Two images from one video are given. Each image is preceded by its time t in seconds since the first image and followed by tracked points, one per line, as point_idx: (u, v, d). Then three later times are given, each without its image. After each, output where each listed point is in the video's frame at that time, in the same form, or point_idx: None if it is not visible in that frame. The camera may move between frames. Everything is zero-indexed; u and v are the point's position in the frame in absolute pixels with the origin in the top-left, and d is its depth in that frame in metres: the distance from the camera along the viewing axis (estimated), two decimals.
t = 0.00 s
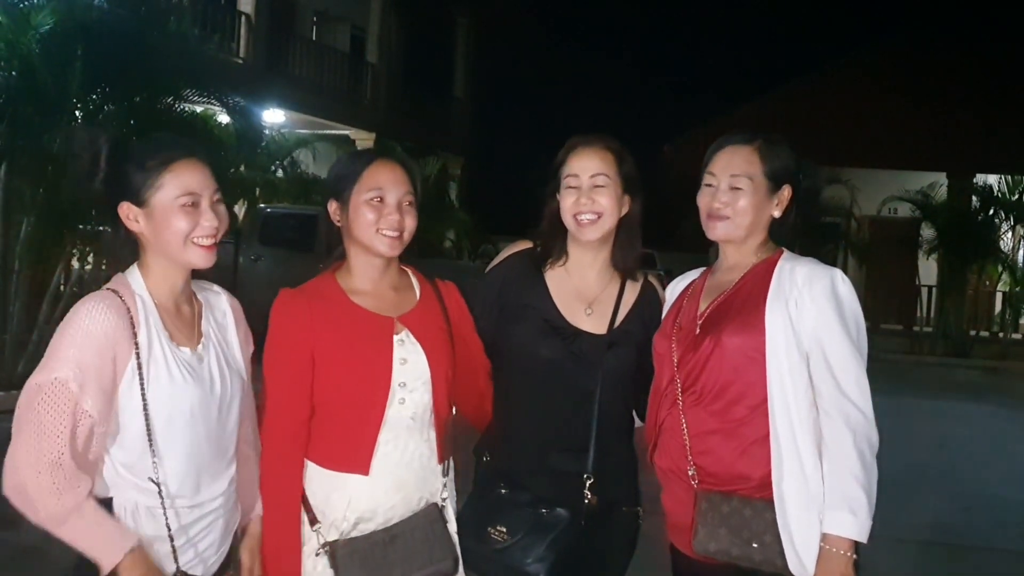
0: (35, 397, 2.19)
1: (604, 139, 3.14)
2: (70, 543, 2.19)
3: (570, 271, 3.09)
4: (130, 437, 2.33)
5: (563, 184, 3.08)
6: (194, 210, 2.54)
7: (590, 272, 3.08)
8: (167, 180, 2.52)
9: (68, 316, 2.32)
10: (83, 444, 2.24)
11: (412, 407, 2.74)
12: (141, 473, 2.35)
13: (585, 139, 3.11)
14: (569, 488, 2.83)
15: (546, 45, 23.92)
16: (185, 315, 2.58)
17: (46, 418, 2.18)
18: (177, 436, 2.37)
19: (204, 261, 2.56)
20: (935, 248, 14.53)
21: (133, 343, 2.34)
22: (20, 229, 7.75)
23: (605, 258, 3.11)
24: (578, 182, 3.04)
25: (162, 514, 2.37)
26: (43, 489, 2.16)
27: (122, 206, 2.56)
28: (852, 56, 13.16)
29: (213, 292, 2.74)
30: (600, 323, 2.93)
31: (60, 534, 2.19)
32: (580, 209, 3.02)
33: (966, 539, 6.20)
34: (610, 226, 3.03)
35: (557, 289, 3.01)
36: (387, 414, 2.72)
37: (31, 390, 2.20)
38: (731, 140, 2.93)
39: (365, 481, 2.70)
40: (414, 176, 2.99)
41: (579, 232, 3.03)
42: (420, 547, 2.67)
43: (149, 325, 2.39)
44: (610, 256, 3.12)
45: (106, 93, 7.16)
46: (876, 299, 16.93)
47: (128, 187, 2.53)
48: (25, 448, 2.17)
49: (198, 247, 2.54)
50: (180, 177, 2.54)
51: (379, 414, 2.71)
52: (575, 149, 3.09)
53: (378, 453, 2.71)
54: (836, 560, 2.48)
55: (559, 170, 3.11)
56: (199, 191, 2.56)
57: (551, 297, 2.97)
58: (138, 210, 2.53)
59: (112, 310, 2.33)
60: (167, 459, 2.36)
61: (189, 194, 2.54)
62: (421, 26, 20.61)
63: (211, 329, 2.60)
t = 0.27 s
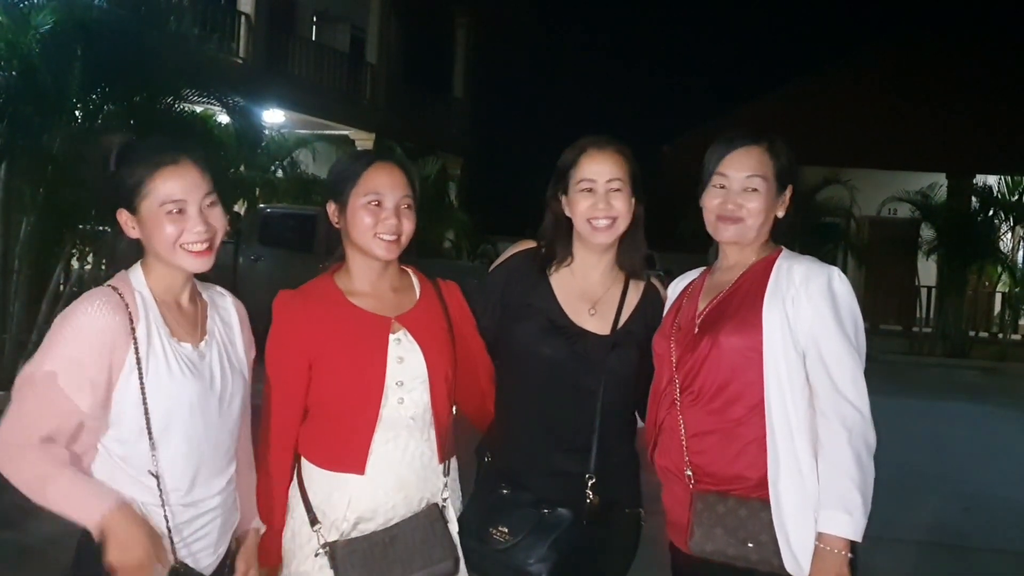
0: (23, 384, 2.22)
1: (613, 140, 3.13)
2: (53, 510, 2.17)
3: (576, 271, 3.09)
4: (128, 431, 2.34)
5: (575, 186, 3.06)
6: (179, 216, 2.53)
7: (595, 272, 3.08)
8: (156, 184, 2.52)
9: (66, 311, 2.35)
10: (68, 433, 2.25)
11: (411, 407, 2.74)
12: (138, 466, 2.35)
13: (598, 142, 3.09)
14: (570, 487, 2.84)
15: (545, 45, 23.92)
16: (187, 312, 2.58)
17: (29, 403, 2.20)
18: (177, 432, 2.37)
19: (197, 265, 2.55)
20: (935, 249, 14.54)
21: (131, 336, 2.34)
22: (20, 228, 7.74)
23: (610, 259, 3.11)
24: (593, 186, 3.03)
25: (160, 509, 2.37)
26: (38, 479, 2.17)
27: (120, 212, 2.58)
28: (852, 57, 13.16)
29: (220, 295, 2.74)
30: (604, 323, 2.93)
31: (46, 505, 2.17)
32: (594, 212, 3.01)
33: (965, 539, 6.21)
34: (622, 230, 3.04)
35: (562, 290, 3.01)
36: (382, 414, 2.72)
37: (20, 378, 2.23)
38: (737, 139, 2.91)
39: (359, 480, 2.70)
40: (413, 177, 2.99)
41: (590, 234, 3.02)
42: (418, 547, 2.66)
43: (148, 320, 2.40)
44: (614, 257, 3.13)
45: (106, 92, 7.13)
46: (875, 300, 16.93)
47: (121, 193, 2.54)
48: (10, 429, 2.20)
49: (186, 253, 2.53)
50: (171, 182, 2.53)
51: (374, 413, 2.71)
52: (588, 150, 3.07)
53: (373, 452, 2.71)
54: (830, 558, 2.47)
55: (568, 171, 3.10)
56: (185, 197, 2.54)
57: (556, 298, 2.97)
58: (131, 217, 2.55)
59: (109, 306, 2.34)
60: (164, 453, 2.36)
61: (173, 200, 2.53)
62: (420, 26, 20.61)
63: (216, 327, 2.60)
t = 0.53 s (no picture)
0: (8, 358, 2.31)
1: (615, 139, 3.14)
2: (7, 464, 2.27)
3: (579, 270, 3.09)
4: (122, 424, 2.36)
5: (577, 184, 3.07)
6: (184, 215, 2.53)
7: (598, 270, 3.08)
8: (162, 183, 2.53)
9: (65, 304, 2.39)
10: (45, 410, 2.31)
11: (410, 407, 2.74)
12: (131, 459, 2.36)
13: (598, 141, 3.10)
14: (574, 486, 2.85)
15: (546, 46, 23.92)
16: (192, 311, 2.58)
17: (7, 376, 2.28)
18: (170, 426, 2.37)
19: (199, 266, 2.55)
20: (935, 250, 14.53)
21: (123, 332, 2.36)
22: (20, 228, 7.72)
23: (613, 258, 3.12)
24: (596, 184, 3.03)
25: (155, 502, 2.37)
26: (15, 456, 2.26)
27: (127, 210, 2.58)
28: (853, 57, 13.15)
29: (232, 300, 2.73)
30: (606, 322, 2.93)
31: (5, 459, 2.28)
32: (597, 211, 3.01)
33: (963, 540, 6.21)
34: (624, 228, 3.03)
35: (565, 288, 3.02)
36: (376, 413, 2.72)
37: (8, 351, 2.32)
38: (739, 139, 2.90)
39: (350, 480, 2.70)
40: (412, 177, 2.98)
41: (594, 233, 3.02)
42: (419, 547, 2.66)
43: (145, 317, 2.41)
44: (616, 256, 3.13)
45: (105, 92, 7.15)
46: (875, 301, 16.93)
47: (127, 189, 2.55)
48: None
49: (189, 252, 2.52)
50: (176, 181, 2.54)
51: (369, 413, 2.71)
52: (590, 149, 3.08)
53: (365, 451, 2.71)
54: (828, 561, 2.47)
55: (570, 169, 3.10)
56: (192, 197, 2.54)
57: (558, 296, 2.96)
58: (137, 215, 2.56)
59: (104, 301, 2.37)
60: (159, 447, 2.37)
61: (178, 199, 2.53)
62: (420, 27, 20.61)
63: (223, 327, 2.60)
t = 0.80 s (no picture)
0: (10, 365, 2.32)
1: (602, 137, 3.15)
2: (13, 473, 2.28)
3: (580, 269, 3.09)
4: (125, 424, 2.36)
5: (565, 183, 3.08)
6: (186, 215, 2.54)
7: (599, 269, 3.09)
8: (165, 182, 2.54)
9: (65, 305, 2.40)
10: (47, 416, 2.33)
11: (399, 408, 2.75)
12: (133, 457, 2.37)
13: (584, 138, 3.11)
14: (578, 489, 2.85)
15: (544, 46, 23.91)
16: (193, 308, 2.59)
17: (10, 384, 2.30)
18: (174, 425, 2.38)
19: (198, 265, 2.55)
20: (934, 250, 14.53)
21: (125, 332, 2.36)
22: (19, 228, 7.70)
23: (612, 257, 3.12)
24: (579, 180, 3.05)
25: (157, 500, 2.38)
26: (15, 461, 2.27)
27: (129, 207, 2.60)
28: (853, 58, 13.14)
29: (236, 296, 2.74)
30: (609, 321, 2.94)
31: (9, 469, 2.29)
32: (584, 206, 3.02)
33: (960, 539, 6.23)
34: (614, 221, 3.03)
35: (568, 287, 3.02)
36: (362, 413, 2.73)
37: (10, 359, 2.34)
38: (736, 141, 2.92)
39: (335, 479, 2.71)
40: (410, 177, 2.98)
41: (584, 228, 3.03)
42: (401, 548, 2.65)
43: (146, 318, 2.41)
44: (615, 255, 3.13)
45: (103, 93, 7.14)
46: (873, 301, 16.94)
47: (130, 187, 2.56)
48: None
49: (188, 252, 2.52)
50: (180, 181, 2.55)
51: (354, 412, 2.71)
52: (573, 147, 3.10)
53: (351, 452, 2.72)
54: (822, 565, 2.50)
55: (560, 169, 3.11)
56: (194, 197, 2.55)
57: (561, 296, 2.96)
58: (138, 211, 2.57)
59: (104, 301, 2.38)
60: (161, 447, 2.37)
61: (180, 198, 2.53)
62: (420, 27, 20.59)
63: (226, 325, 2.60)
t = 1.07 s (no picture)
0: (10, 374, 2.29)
1: (616, 137, 3.16)
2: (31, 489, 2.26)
3: (582, 266, 3.10)
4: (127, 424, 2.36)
5: (575, 178, 3.09)
6: (185, 214, 2.54)
7: (600, 268, 3.09)
8: (165, 181, 2.54)
9: (60, 309, 2.38)
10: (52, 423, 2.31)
11: (386, 408, 2.73)
12: (136, 457, 2.38)
13: (598, 137, 3.12)
14: (580, 485, 2.86)
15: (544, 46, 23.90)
16: (189, 305, 2.60)
17: (14, 392, 2.27)
18: (176, 424, 2.38)
19: (195, 266, 2.56)
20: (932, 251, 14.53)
21: (125, 332, 2.37)
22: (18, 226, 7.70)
23: (614, 256, 3.12)
24: (589, 175, 3.06)
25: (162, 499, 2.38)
26: (32, 475, 2.25)
27: (124, 203, 2.59)
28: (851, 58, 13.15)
29: (228, 294, 2.75)
30: (611, 320, 2.95)
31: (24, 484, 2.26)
32: (590, 200, 3.02)
33: (957, 539, 6.24)
34: (619, 220, 3.03)
35: (570, 285, 3.03)
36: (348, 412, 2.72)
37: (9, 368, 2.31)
38: (738, 143, 2.93)
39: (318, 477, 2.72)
40: (411, 176, 2.99)
41: (588, 224, 3.03)
42: (379, 551, 2.63)
43: (145, 318, 2.41)
44: (618, 255, 3.13)
45: (101, 92, 7.14)
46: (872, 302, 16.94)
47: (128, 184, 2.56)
48: None
49: (188, 252, 2.53)
50: (180, 180, 2.55)
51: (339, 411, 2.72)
52: (587, 145, 3.11)
53: (336, 451, 2.72)
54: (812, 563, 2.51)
55: (574, 165, 3.12)
56: (194, 196, 2.56)
57: (565, 294, 2.97)
58: (135, 209, 2.57)
59: (102, 303, 2.37)
60: (165, 445, 2.38)
61: (180, 198, 2.54)
62: (419, 27, 20.57)
63: (223, 323, 2.61)
